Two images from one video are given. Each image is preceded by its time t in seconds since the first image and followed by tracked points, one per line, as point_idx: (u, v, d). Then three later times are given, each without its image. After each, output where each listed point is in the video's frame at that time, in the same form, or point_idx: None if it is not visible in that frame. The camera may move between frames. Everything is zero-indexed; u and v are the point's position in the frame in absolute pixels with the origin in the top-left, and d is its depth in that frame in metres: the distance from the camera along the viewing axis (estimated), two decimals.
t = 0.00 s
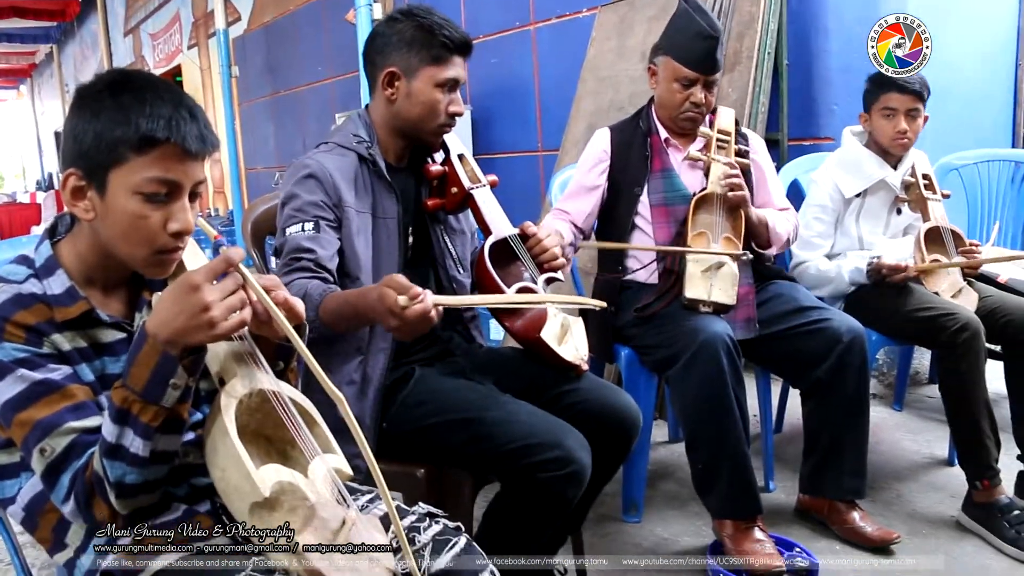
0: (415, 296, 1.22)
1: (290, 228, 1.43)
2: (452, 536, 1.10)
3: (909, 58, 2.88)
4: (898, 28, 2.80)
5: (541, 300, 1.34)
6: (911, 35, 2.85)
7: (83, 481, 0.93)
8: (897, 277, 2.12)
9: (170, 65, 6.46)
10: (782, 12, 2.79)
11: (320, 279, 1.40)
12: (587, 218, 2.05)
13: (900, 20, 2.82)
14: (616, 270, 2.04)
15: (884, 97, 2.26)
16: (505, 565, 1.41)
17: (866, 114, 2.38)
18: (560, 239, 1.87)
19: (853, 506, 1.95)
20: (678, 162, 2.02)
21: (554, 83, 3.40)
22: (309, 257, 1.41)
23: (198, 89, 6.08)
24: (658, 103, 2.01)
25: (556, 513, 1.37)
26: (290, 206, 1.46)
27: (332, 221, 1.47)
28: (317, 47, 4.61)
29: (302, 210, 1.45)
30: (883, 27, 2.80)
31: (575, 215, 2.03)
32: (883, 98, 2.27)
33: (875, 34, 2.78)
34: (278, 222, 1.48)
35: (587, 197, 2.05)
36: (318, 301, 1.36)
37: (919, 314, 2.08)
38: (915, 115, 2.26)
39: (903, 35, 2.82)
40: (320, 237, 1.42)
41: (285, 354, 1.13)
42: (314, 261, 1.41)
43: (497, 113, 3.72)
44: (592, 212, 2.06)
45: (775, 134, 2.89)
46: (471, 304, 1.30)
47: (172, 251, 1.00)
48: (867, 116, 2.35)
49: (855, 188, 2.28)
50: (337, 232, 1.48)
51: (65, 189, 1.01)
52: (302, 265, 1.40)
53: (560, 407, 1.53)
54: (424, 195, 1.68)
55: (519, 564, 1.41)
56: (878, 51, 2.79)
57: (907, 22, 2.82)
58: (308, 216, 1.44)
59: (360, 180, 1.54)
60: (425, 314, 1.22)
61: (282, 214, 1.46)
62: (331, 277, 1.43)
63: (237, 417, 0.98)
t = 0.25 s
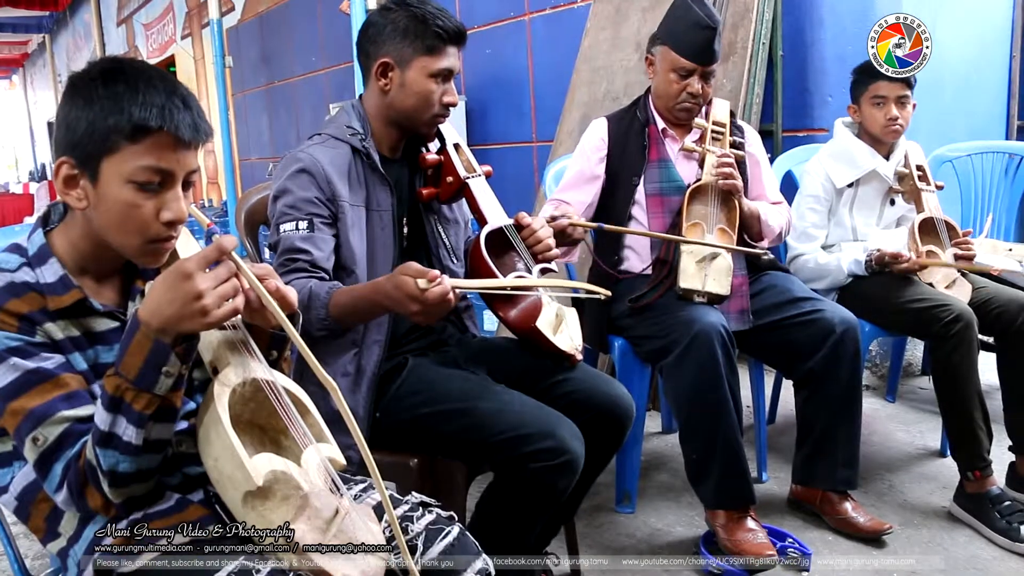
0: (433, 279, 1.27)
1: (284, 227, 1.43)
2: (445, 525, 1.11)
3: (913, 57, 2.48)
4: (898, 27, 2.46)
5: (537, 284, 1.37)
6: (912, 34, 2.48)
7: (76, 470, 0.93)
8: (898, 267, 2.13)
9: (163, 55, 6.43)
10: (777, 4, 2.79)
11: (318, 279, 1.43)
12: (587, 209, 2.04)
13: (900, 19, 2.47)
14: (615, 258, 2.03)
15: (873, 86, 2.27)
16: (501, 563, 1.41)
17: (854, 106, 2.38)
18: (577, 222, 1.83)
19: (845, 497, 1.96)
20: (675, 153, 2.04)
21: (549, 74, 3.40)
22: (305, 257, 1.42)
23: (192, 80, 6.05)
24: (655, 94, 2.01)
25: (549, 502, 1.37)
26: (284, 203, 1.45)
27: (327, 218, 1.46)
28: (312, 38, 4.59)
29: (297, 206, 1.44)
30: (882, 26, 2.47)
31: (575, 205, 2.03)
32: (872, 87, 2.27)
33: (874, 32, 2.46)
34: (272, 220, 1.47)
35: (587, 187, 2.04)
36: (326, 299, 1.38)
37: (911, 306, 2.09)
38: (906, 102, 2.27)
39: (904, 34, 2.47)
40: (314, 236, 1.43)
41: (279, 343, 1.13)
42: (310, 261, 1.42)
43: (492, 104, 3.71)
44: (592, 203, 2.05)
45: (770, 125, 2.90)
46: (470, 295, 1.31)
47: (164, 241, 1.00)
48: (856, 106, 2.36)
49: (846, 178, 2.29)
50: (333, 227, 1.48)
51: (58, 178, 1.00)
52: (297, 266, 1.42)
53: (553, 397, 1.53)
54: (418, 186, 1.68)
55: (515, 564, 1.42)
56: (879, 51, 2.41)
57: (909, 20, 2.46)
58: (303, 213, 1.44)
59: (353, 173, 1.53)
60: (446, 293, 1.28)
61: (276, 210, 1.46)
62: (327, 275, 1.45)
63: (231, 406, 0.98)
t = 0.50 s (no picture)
0: (459, 280, 1.29)
1: (287, 230, 1.43)
2: (445, 522, 1.11)
3: (911, 57, 2.39)
4: (898, 27, 2.39)
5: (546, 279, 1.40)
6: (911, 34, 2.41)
7: (76, 466, 0.92)
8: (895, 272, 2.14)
9: (163, 52, 6.42)
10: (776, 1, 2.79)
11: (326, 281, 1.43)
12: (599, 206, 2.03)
13: (899, 19, 2.40)
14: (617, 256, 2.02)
15: (867, 80, 2.26)
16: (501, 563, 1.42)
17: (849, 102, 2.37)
18: (616, 225, 1.85)
19: (845, 495, 1.96)
20: (679, 149, 2.03)
21: (548, 71, 3.39)
22: (312, 260, 1.42)
23: (191, 77, 6.04)
24: (660, 90, 2.00)
25: (549, 500, 1.37)
26: (285, 203, 1.45)
27: (330, 218, 1.46)
28: (311, 35, 4.59)
29: (298, 207, 1.44)
30: (882, 26, 2.39)
31: (588, 203, 2.01)
32: (866, 81, 2.27)
33: (875, 33, 2.36)
34: (274, 222, 1.47)
35: (597, 187, 2.03)
36: (345, 302, 1.38)
37: (911, 303, 2.09)
38: (899, 96, 2.27)
39: (904, 33, 2.40)
40: (319, 238, 1.43)
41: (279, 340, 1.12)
42: (317, 264, 1.42)
43: (491, 101, 3.71)
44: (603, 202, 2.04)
45: (769, 123, 2.90)
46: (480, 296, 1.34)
47: (164, 237, 1.00)
48: (851, 102, 2.36)
49: (843, 174, 2.29)
50: (336, 227, 1.48)
51: (58, 175, 1.00)
52: (305, 269, 1.42)
53: (553, 394, 1.53)
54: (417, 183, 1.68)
55: (516, 564, 1.43)
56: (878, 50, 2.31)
57: (908, 20, 2.40)
58: (306, 215, 1.44)
59: (353, 171, 1.53)
60: (470, 293, 1.29)
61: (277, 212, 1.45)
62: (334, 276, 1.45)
63: (231, 403, 0.98)
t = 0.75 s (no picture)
0: (451, 338, 1.26)
1: (281, 231, 1.42)
2: (445, 523, 1.11)
3: (910, 57, 2.40)
4: (898, 26, 2.40)
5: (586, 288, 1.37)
6: (911, 34, 2.41)
7: (79, 466, 0.92)
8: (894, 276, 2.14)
9: (163, 52, 6.42)
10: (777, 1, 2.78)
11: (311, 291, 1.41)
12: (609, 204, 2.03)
13: (899, 18, 2.40)
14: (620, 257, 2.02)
15: (867, 81, 2.26)
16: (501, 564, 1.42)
17: (848, 103, 2.37)
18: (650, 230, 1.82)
19: (845, 496, 1.96)
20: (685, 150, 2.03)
21: (548, 71, 3.39)
22: (302, 267, 1.41)
23: (191, 77, 6.04)
24: (668, 90, 2.00)
25: (549, 500, 1.37)
26: (283, 204, 1.45)
27: (325, 224, 1.45)
28: (312, 35, 4.59)
29: (297, 209, 1.44)
30: (882, 25, 2.40)
31: (597, 202, 2.02)
32: (867, 82, 2.26)
33: (875, 32, 2.36)
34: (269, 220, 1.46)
35: (606, 192, 2.03)
36: (337, 320, 1.36)
37: (911, 304, 2.08)
38: (899, 98, 2.26)
39: (904, 33, 2.40)
40: (310, 245, 1.42)
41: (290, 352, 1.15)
42: (306, 271, 1.41)
43: (492, 102, 3.71)
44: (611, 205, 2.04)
45: (770, 123, 2.90)
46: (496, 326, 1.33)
47: (154, 213, 1.00)
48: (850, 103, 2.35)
49: (843, 176, 2.28)
50: (331, 233, 1.47)
51: (43, 166, 1.01)
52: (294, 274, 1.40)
53: (553, 394, 1.53)
54: (419, 184, 1.67)
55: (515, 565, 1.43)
56: (878, 50, 2.30)
57: (908, 20, 2.41)
58: (303, 217, 1.43)
59: (355, 174, 1.53)
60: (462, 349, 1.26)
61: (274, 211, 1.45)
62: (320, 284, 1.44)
63: (234, 402, 0.99)
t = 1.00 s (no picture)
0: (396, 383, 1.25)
1: (270, 223, 1.43)
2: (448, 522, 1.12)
3: (910, 57, 2.36)
4: (898, 27, 2.39)
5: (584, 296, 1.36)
6: (911, 34, 2.40)
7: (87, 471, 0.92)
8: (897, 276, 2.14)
9: (166, 53, 6.43)
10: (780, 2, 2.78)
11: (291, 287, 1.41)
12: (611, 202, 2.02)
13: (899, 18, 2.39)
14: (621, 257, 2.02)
15: (872, 82, 2.26)
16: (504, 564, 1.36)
17: (853, 103, 2.37)
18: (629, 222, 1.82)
19: (848, 496, 1.96)
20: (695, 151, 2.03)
21: (551, 72, 3.39)
22: (284, 263, 1.41)
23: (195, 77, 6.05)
24: (680, 90, 2.00)
25: (551, 501, 1.37)
26: (277, 199, 1.45)
27: (316, 224, 1.46)
28: (315, 36, 4.59)
29: (290, 206, 1.44)
30: (882, 26, 2.39)
31: (600, 200, 2.01)
32: (871, 83, 2.26)
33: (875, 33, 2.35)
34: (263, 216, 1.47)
35: (611, 184, 2.02)
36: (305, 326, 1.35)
37: (915, 304, 2.08)
38: (903, 100, 2.26)
39: (903, 33, 2.40)
40: (297, 243, 1.42)
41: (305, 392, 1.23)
42: (289, 267, 1.41)
43: (495, 102, 3.71)
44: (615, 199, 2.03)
45: (774, 123, 2.88)
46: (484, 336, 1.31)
47: (139, 185, 1.03)
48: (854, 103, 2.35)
49: (846, 177, 2.28)
50: (322, 234, 1.47)
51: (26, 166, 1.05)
52: (275, 270, 1.41)
53: (556, 395, 1.53)
54: (420, 185, 1.67)
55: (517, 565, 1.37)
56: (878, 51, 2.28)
57: (908, 20, 2.40)
58: (293, 214, 1.44)
59: (355, 173, 1.53)
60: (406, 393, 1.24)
61: (269, 205, 1.45)
62: (301, 283, 1.44)
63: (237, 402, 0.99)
